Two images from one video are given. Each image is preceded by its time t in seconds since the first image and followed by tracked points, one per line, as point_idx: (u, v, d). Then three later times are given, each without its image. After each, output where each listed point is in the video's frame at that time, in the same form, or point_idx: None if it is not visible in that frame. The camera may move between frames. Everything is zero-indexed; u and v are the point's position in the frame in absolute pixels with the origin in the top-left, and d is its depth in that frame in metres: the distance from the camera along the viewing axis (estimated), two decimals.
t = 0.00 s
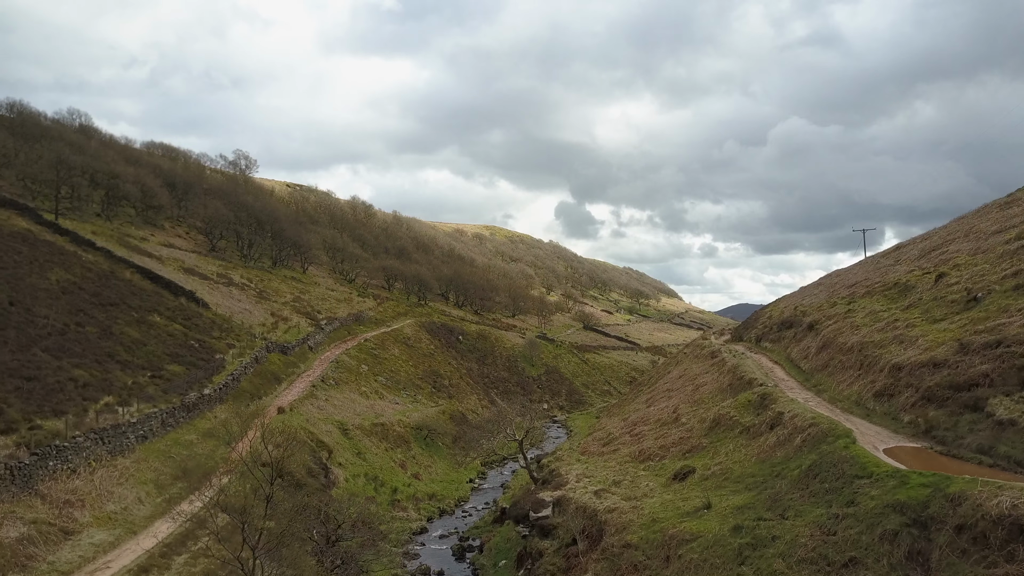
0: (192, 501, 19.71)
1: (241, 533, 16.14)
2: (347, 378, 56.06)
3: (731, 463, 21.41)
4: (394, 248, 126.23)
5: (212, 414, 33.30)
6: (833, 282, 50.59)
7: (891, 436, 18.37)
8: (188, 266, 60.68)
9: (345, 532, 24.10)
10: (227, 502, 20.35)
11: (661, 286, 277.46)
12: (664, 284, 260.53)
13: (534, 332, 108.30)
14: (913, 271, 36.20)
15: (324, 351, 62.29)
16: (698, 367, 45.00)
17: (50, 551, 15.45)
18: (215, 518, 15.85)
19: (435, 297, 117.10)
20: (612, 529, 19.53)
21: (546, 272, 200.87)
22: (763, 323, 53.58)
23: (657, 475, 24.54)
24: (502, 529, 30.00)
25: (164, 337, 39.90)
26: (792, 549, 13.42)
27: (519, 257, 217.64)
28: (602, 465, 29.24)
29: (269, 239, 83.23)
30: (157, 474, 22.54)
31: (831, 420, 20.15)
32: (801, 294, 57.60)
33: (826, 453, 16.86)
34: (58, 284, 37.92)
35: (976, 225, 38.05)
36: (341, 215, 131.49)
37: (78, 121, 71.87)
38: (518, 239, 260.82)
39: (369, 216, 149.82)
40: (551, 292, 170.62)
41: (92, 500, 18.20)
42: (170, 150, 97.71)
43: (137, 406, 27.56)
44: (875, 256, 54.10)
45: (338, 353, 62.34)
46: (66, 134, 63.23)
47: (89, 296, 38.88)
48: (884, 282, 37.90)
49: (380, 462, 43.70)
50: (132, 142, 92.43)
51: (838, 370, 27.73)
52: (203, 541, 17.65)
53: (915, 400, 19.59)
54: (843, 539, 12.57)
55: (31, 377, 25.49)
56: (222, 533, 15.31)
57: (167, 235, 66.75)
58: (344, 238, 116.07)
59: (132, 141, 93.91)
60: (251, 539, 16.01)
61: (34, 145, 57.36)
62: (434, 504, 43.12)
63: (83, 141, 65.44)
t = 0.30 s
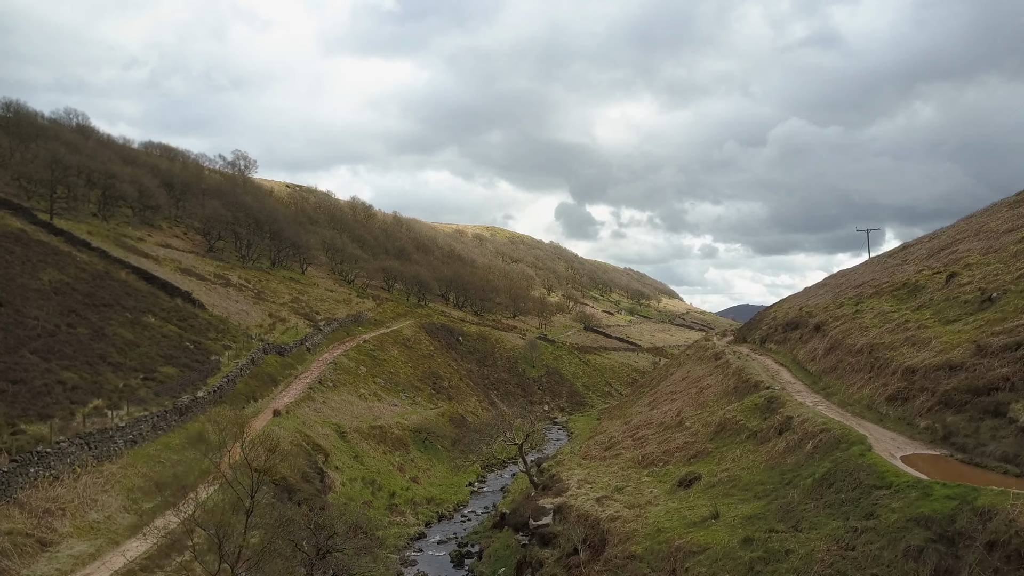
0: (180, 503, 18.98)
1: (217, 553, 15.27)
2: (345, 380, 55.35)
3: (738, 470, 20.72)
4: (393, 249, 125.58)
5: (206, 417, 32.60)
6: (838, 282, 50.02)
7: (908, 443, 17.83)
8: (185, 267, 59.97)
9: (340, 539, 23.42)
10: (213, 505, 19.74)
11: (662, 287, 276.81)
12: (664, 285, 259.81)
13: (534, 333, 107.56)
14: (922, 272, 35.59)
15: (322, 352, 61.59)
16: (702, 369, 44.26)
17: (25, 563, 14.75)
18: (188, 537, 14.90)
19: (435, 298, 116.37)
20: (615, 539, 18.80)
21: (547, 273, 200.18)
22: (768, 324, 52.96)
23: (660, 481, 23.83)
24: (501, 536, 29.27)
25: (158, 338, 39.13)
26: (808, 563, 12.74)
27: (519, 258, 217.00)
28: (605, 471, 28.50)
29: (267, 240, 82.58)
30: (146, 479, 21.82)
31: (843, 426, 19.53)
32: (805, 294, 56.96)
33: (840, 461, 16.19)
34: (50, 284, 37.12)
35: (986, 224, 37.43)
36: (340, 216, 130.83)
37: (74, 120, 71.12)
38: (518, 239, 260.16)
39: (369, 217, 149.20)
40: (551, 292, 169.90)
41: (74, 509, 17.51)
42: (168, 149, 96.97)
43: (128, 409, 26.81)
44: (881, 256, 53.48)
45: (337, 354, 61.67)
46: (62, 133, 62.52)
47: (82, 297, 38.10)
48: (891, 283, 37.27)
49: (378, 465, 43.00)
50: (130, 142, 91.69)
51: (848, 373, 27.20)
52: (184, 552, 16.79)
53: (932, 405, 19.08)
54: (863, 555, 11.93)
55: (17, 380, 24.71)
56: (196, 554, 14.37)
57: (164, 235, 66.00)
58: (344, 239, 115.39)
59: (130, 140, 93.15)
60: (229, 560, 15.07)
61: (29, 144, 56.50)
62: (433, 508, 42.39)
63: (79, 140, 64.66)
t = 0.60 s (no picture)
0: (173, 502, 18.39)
1: (200, 569, 14.45)
2: (347, 381, 54.69)
3: (752, 477, 19.90)
4: (397, 250, 125.05)
5: (204, 420, 32.00)
6: (849, 282, 49.02)
7: (931, 449, 17.05)
8: (186, 267, 59.53)
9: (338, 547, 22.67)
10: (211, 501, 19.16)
11: (666, 288, 275.46)
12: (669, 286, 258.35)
13: (538, 334, 106.72)
14: (937, 271, 34.63)
15: (324, 353, 60.97)
16: (710, 371, 43.31)
17: None
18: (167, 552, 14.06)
19: (439, 298, 115.73)
20: (622, 549, 17.97)
21: (551, 274, 199.30)
22: (777, 325, 52.01)
23: (669, 488, 23.02)
24: (504, 542, 28.45)
25: (157, 339, 38.54)
26: None
27: (523, 258, 216.21)
28: (611, 476, 27.69)
29: (270, 240, 82.11)
30: (138, 484, 21.19)
31: (862, 431, 18.72)
32: (815, 294, 55.94)
33: (861, 469, 15.36)
34: (47, 284, 36.57)
35: (1003, 222, 36.39)
36: (344, 217, 130.43)
37: (76, 120, 70.84)
38: (523, 240, 259.39)
39: (372, 217, 148.78)
40: (555, 293, 169.03)
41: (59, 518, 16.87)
42: (171, 150, 96.69)
43: (121, 412, 26.17)
44: (894, 254, 52.40)
45: (339, 355, 61.07)
46: (63, 133, 62.17)
47: (79, 297, 37.48)
48: (905, 282, 36.31)
49: (379, 468, 42.27)
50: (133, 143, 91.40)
51: (863, 376, 26.38)
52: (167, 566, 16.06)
53: (955, 410, 18.32)
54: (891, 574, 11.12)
55: (7, 383, 24.09)
56: None
57: (166, 235, 65.52)
58: (347, 239, 114.89)
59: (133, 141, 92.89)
60: None
61: (29, 144, 56.12)
62: (435, 512, 41.62)
63: (80, 139, 64.29)
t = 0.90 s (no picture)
0: (167, 508, 17.65)
1: None
2: (350, 383, 54.06)
3: (768, 486, 18.99)
4: (402, 251, 124.60)
5: (202, 423, 31.46)
6: (862, 282, 47.90)
7: (960, 457, 16.12)
8: (188, 268, 59.12)
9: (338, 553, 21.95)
10: (205, 507, 18.60)
11: (673, 289, 273.98)
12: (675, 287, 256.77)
13: (544, 335, 105.90)
14: (955, 270, 33.57)
15: (327, 354, 60.34)
16: (720, 373, 42.34)
17: None
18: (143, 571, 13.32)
19: (444, 299, 115.12)
20: (633, 562, 17.11)
21: (556, 274, 198.33)
22: (787, 328, 50.93)
23: (681, 495, 22.15)
24: (509, 549, 27.65)
25: (156, 340, 38.00)
26: None
27: (528, 259, 215.43)
28: (620, 482, 26.82)
29: (273, 241, 81.73)
30: (131, 490, 20.56)
31: (885, 437, 17.79)
32: (826, 295, 54.82)
33: (887, 480, 14.46)
34: (45, 284, 36.09)
35: None
36: (349, 217, 130.13)
37: (79, 121, 70.62)
38: (528, 241, 258.47)
39: (377, 218, 148.43)
40: (561, 294, 168.11)
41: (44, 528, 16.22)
42: (175, 150, 96.57)
43: (116, 415, 25.59)
44: (908, 254, 51.19)
45: (343, 356, 60.49)
46: (66, 133, 61.89)
47: (78, 298, 36.99)
48: (921, 282, 35.27)
49: (382, 472, 41.56)
50: (137, 143, 91.27)
51: (881, 379, 25.42)
52: None
53: (983, 416, 17.40)
54: None
55: None
56: None
57: (169, 236, 65.12)
58: (352, 240, 114.50)
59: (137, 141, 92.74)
60: None
61: (30, 144, 55.80)
62: (439, 517, 40.86)
63: (83, 140, 64.01)
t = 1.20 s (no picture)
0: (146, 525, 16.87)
1: None
2: (353, 385, 53.35)
3: (786, 495, 18.06)
4: (406, 251, 124.05)
5: (199, 426, 30.80)
6: (875, 283, 46.81)
7: (993, 467, 15.16)
8: (190, 268, 58.66)
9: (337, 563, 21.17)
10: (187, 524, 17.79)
11: (679, 290, 272.43)
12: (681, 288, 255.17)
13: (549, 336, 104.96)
14: (974, 269, 32.47)
15: (330, 356, 59.70)
16: (730, 375, 41.39)
17: None
18: None
19: (449, 300, 114.40)
20: None
21: (562, 275, 197.19)
22: (799, 329, 49.84)
23: (693, 504, 21.26)
24: (513, 557, 26.88)
25: (155, 342, 37.37)
26: None
27: (533, 259, 214.56)
28: (628, 489, 25.94)
29: (277, 241, 81.27)
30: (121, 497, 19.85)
31: (911, 444, 16.82)
32: (838, 295, 53.68)
33: (916, 492, 13.53)
34: (42, 284, 35.54)
35: None
36: (354, 218, 129.71)
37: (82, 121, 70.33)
38: (533, 241, 257.56)
39: (382, 219, 147.93)
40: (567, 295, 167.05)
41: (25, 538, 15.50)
42: (179, 150, 96.33)
43: (110, 419, 24.97)
44: (922, 253, 50.02)
45: (346, 357, 59.82)
46: (68, 133, 61.56)
47: (76, 298, 36.42)
48: (939, 282, 34.19)
49: (384, 475, 40.81)
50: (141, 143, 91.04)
51: (901, 382, 24.42)
52: None
53: (1016, 423, 16.43)
54: None
55: None
56: None
57: (171, 236, 64.67)
58: (356, 240, 114.01)
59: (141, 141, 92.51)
60: None
61: (32, 143, 55.46)
62: (442, 522, 40.05)
63: (86, 140, 63.70)
